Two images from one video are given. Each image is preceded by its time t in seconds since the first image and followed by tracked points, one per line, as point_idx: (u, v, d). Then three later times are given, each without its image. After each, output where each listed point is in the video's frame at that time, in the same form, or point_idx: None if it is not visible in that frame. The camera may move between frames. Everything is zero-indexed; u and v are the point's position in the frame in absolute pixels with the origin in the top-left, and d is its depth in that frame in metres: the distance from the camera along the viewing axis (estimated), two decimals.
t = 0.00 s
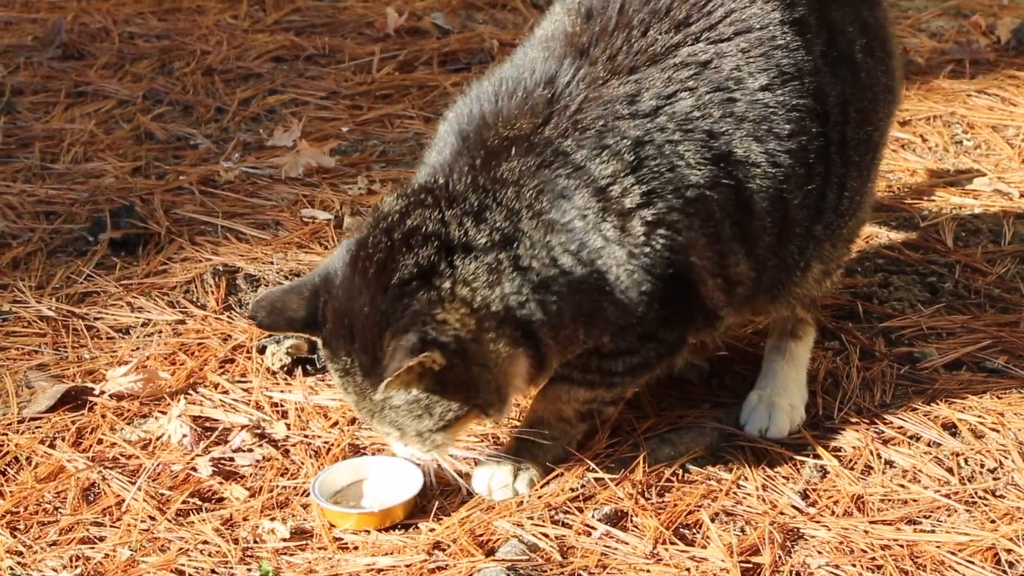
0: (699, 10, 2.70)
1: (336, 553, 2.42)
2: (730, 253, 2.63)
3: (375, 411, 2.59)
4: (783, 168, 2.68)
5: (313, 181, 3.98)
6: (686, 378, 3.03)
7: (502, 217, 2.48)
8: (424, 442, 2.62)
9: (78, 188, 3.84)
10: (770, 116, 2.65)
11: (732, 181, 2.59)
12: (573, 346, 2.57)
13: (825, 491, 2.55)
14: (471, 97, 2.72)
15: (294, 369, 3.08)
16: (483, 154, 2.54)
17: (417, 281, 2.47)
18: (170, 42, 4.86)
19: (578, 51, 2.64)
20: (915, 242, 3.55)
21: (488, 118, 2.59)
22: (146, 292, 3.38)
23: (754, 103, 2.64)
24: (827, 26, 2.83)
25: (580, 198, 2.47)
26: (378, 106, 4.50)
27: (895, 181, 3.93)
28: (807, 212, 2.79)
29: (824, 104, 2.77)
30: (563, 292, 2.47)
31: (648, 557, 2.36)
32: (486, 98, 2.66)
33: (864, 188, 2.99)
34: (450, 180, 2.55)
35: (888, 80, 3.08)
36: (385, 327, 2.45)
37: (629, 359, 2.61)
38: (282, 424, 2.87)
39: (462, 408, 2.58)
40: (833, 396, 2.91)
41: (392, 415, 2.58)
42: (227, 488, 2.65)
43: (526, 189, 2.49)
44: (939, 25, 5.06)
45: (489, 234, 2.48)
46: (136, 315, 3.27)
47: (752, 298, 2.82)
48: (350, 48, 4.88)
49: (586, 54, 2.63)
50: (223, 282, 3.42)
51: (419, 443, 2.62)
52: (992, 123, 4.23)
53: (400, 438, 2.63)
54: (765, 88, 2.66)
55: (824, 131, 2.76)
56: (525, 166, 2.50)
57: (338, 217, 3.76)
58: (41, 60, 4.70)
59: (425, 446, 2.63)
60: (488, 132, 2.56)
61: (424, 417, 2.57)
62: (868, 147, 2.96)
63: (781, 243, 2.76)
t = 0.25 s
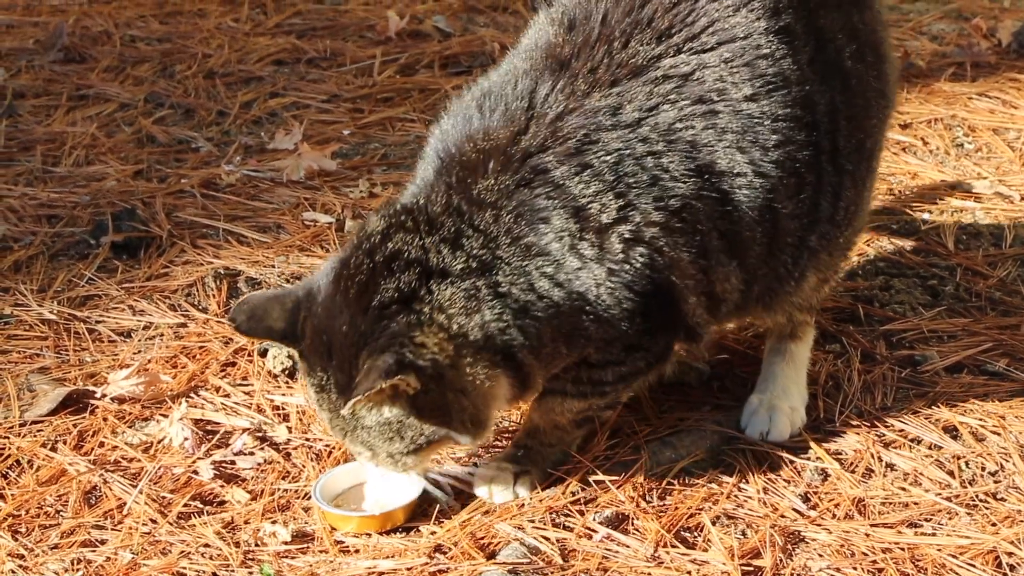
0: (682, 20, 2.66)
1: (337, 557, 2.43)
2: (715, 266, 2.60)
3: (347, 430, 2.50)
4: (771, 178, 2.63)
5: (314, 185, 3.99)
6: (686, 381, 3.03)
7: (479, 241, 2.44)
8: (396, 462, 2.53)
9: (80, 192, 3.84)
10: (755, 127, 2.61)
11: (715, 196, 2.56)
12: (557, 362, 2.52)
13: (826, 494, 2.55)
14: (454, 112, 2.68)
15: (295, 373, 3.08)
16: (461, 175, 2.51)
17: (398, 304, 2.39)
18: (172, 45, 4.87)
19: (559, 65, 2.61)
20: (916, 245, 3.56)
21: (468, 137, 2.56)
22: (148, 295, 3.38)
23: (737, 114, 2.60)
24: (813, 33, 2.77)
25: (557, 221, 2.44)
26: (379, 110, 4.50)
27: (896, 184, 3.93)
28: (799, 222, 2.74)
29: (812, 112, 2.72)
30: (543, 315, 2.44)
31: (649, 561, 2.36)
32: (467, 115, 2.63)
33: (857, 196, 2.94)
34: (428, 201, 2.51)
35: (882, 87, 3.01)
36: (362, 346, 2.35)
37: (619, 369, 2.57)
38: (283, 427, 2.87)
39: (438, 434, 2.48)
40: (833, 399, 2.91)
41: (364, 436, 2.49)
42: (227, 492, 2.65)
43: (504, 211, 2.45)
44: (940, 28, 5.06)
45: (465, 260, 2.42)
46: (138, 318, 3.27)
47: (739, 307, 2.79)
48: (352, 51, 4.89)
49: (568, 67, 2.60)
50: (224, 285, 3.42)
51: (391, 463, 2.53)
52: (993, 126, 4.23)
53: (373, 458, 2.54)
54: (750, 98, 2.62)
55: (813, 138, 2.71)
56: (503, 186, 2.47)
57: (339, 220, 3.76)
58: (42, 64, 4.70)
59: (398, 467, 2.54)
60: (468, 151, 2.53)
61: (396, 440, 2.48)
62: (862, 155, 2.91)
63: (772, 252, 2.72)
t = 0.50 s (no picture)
0: (677, 36, 2.59)
1: (339, 559, 2.43)
2: (706, 287, 2.55)
3: (337, 443, 2.59)
4: (766, 198, 2.56)
5: (316, 188, 3.99)
6: (688, 384, 3.03)
7: (463, 261, 2.48)
8: (387, 473, 2.61)
9: (82, 194, 3.85)
10: (748, 149, 2.54)
11: (704, 218, 2.51)
12: (547, 371, 2.56)
13: (827, 496, 2.55)
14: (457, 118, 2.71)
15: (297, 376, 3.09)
16: (451, 191, 2.55)
17: (382, 318, 2.46)
18: (174, 48, 4.87)
19: (554, 78, 2.59)
20: (917, 248, 3.56)
21: (462, 151, 2.60)
22: (150, 298, 3.38)
23: (729, 136, 2.53)
24: (819, 51, 2.65)
25: (537, 243, 2.47)
26: (381, 112, 4.50)
27: (898, 187, 3.93)
28: (800, 243, 2.67)
29: (814, 133, 2.62)
30: (527, 334, 2.48)
31: (650, 563, 2.36)
32: (464, 125, 2.66)
33: (864, 217, 2.84)
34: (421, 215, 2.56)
35: (892, 106, 2.89)
36: (346, 357, 2.44)
37: (615, 377, 2.58)
38: (285, 430, 2.88)
39: (424, 443, 2.57)
40: (835, 402, 2.91)
41: (354, 446, 2.58)
42: (230, 494, 2.65)
43: (487, 231, 2.49)
44: (941, 31, 5.06)
45: (448, 281, 2.47)
46: (140, 321, 3.28)
47: (737, 323, 2.72)
48: (354, 54, 4.89)
49: (561, 80, 2.59)
50: (226, 288, 3.42)
51: (382, 475, 2.61)
52: (994, 129, 4.24)
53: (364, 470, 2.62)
54: (744, 119, 2.54)
55: (814, 158, 2.62)
56: (487, 206, 2.50)
57: (341, 223, 3.76)
58: (44, 67, 4.71)
59: (389, 479, 2.62)
60: (460, 165, 2.58)
61: (384, 450, 2.57)
62: (869, 175, 2.80)
63: (770, 267, 2.64)
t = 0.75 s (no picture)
0: (683, 55, 2.57)
1: (341, 560, 2.43)
2: (695, 303, 2.55)
3: (327, 451, 2.58)
4: (761, 222, 2.53)
5: (319, 189, 3.99)
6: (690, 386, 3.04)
7: (454, 266, 2.50)
8: (379, 481, 2.59)
9: (85, 196, 3.85)
10: (744, 175, 2.51)
11: (694, 236, 2.50)
12: (538, 376, 2.59)
13: (829, 498, 2.55)
14: (462, 116, 2.73)
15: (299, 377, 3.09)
16: (448, 193, 2.58)
17: (370, 322, 2.48)
18: (177, 49, 4.88)
19: (555, 84, 2.60)
20: (919, 250, 3.56)
21: (461, 151, 2.62)
22: (152, 299, 3.39)
23: (726, 159, 2.51)
24: (834, 82, 2.58)
25: (525, 249, 2.48)
26: (383, 114, 4.50)
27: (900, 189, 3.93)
28: (799, 272, 2.63)
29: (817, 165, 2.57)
30: (515, 339, 2.50)
31: (652, 565, 2.36)
32: (467, 124, 2.68)
33: (874, 250, 2.77)
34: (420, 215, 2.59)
35: (912, 138, 2.78)
36: (335, 363, 2.46)
37: (609, 381, 2.58)
38: (287, 431, 2.88)
39: (414, 448, 2.57)
40: (837, 404, 2.91)
41: (344, 454, 2.57)
42: (232, 496, 2.65)
43: (478, 236, 2.51)
44: (944, 33, 5.06)
45: (438, 284, 2.49)
46: (142, 322, 3.28)
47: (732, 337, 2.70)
48: (356, 56, 4.89)
49: (562, 87, 2.59)
50: (229, 290, 3.43)
51: (374, 482, 2.60)
52: (997, 131, 4.23)
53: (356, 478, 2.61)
54: (743, 144, 2.52)
55: (816, 189, 2.58)
56: (479, 210, 2.52)
57: (343, 225, 3.76)
58: (47, 69, 4.71)
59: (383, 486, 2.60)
60: (457, 166, 2.60)
61: (375, 456, 2.56)
62: (878, 211, 2.71)
63: (765, 288, 2.62)
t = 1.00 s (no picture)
0: (681, 69, 2.54)
1: (343, 561, 2.43)
2: (685, 309, 2.55)
3: (326, 459, 2.58)
4: (750, 235, 2.53)
5: (321, 190, 3.99)
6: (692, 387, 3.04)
7: (444, 269, 2.50)
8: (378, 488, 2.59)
9: (87, 196, 3.85)
10: (734, 189, 2.51)
11: (683, 244, 2.50)
12: (533, 378, 2.60)
13: (832, 499, 2.56)
14: (461, 117, 2.72)
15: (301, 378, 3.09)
16: (442, 193, 2.57)
17: (366, 326, 2.49)
18: (179, 50, 4.88)
19: (552, 88, 2.58)
20: (921, 251, 3.56)
21: (456, 152, 2.62)
22: (155, 299, 3.39)
23: (716, 173, 2.50)
24: (836, 104, 2.56)
25: (514, 253, 2.48)
26: (386, 115, 4.50)
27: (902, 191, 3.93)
28: (793, 290, 2.62)
29: (813, 185, 2.55)
30: (506, 341, 2.51)
31: (654, 565, 2.36)
32: (465, 125, 2.67)
33: (876, 274, 2.75)
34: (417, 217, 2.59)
35: (923, 167, 2.74)
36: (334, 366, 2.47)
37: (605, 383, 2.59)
38: (290, 432, 2.88)
39: (413, 452, 2.58)
40: (840, 405, 2.91)
41: (343, 461, 2.57)
42: (234, 496, 2.65)
43: (468, 238, 2.50)
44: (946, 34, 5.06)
45: (431, 287, 2.50)
46: (145, 323, 3.28)
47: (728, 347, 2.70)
48: (359, 57, 4.90)
49: (560, 91, 2.57)
50: (231, 290, 3.43)
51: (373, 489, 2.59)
52: (999, 133, 4.23)
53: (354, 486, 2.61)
54: (735, 161, 2.51)
55: (810, 207, 2.57)
56: (470, 211, 2.52)
57: (346, 225, 3.76)
58: (50, 69, 4.71)
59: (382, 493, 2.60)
60: (451, 168, 2.60)
61: (375, 461, 2.57)
62: (879, 239, 2.68)
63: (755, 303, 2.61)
